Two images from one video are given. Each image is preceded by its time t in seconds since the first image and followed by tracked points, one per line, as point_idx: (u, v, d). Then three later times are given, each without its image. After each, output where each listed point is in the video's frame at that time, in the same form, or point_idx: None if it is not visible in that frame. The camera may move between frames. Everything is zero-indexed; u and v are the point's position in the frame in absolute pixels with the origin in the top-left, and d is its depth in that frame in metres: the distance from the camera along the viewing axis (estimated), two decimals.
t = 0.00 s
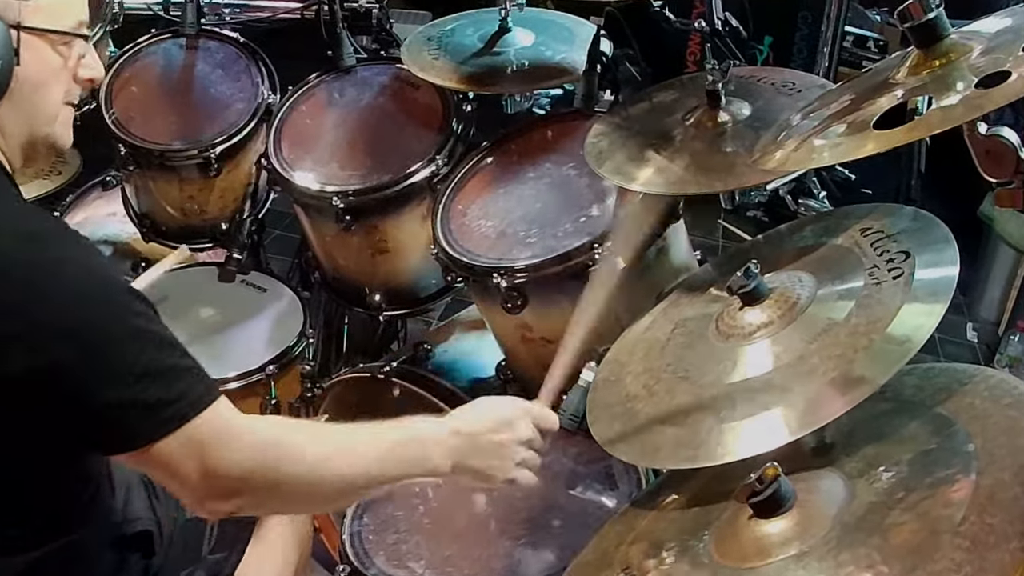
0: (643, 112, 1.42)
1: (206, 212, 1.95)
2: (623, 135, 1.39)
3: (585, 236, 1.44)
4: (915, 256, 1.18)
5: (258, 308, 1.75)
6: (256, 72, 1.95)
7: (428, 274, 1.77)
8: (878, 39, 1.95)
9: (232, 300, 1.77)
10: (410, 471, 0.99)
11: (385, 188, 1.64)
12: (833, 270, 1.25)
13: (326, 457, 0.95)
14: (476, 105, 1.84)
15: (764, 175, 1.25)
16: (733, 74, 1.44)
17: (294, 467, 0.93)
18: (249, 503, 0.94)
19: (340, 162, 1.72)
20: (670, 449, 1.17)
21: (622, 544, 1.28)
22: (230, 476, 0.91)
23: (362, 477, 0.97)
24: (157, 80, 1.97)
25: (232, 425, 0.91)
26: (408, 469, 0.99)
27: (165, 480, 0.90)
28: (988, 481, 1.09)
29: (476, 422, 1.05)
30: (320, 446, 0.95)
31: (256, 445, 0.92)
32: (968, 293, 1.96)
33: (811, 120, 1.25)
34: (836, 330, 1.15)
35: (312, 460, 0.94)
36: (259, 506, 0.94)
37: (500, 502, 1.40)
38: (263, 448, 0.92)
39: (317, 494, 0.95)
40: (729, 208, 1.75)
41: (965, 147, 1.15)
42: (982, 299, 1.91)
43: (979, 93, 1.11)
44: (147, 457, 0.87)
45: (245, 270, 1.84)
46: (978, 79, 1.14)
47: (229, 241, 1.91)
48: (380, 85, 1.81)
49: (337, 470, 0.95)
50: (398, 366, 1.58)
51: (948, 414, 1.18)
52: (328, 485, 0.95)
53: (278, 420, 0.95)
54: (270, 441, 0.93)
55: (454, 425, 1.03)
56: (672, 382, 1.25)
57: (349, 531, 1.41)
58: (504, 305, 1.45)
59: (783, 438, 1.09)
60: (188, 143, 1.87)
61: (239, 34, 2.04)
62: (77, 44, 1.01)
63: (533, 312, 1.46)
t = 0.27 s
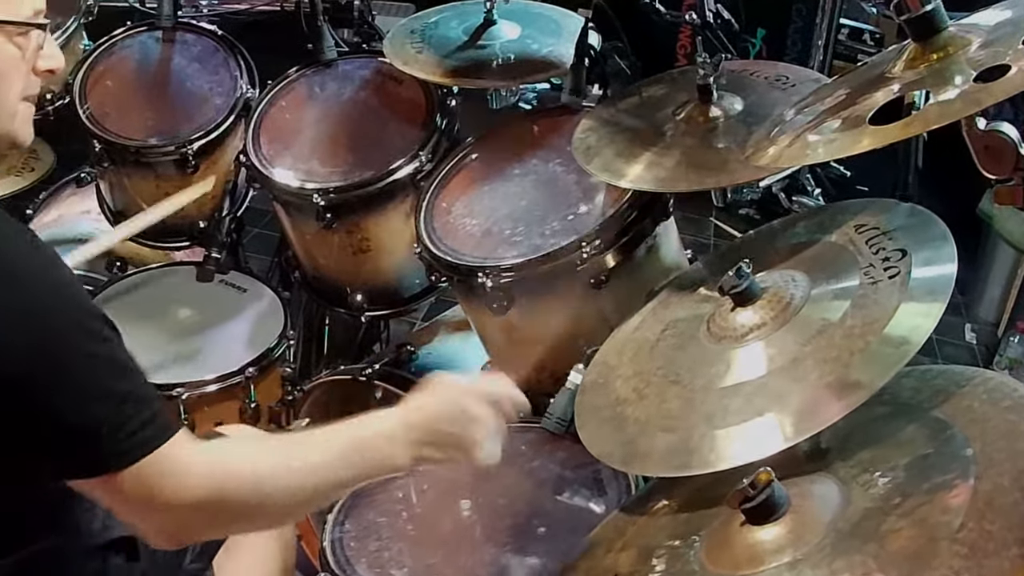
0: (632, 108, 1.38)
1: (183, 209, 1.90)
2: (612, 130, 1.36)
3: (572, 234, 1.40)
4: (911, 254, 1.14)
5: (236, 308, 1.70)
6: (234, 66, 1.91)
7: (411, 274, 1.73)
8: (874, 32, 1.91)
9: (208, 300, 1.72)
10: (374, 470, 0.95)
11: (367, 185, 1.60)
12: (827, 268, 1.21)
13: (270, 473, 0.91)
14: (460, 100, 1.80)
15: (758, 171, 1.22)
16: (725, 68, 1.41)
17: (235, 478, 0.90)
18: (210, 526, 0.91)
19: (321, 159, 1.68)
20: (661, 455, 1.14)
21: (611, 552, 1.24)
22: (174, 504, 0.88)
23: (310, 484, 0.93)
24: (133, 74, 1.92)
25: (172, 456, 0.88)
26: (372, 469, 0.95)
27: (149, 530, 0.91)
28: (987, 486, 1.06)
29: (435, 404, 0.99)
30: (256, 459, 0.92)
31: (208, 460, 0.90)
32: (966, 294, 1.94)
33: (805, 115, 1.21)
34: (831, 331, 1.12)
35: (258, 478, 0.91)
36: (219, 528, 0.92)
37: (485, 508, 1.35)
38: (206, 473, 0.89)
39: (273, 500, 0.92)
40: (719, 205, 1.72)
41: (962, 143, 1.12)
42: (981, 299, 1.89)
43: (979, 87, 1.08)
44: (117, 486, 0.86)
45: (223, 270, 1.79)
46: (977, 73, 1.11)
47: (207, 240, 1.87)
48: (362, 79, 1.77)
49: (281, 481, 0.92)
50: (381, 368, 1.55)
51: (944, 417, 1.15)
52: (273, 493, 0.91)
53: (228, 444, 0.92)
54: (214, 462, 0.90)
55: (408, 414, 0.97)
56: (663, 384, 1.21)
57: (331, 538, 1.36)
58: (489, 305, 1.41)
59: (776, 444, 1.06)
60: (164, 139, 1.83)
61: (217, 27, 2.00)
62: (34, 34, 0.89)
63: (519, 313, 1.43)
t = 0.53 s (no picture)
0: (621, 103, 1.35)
1: (160, 207, 1.87)
2: (600, 126, 1.32)
3: (559, 232, 1.37)
4: (909, 255, 1.11)
5: (213, 308, 1.67)
6: (212, 60, 1.87)
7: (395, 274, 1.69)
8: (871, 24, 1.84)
9: (185, 300, 1.69)
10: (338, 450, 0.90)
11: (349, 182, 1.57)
12: (822, 268, 1.17)
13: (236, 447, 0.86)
14: (446, 94, 1.77)
15: (751, 167, 1.19)
16: (717, 61, 1.37)
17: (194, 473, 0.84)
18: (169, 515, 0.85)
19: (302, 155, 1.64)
20: (652, 466, 1.11)
21: (600, 559, 1.20)
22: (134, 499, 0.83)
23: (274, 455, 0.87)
24: (108, 67, 1.88)
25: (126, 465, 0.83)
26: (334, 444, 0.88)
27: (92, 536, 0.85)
28: (986, 491, 1.03)
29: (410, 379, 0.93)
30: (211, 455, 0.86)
31: (159, 448, 0.84)
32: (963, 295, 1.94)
33: (798, 110, 1.18)
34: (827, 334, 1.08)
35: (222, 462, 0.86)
36: (180, 529, 0.86)
37: (470, 514, 1.31)
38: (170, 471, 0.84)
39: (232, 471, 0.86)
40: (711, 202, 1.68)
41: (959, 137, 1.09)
42: (979, 299, 1.90)
43: (978, 81, 1.05)
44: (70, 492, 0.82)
45: (200, 269, 1.75)
46: (976, 67, 1.08)
47: (184, 239, 1.85)
48: (344, 73, 1.73)
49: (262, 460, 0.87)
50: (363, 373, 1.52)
51: (943, 421, 1.12)
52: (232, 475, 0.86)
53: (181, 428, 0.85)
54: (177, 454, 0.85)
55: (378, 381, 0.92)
56: (653, 387, 1.18)
57: (312, 544, 1.32)
58: (474, 306, 1.37)
59: (766, 460, 1.03)
60: (140, 136, 1.79)
61: (195, 20, 1.96)
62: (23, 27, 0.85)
63: (505, 314, 1.39)
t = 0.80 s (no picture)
0: (611, 98, 1.32)
1: (137, 205, 1.82)
2: (589, 121, 1.29)
3: (546, 232, 1.35)
4: (904, 250, 1.08)
5: (192, 309, 1.63)
6: (190, 53, 1.83)
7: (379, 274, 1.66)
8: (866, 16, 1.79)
9: (165, 301, 1.65)
10: (307, 435, 0.96)
11: (331, 179, 1.53)
12: (816, 267, 1.14)
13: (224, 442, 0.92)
14: (431, 88, 1.73)
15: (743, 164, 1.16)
16: (709, 55, 1.34)
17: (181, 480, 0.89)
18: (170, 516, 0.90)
19: (282, 151, 1.61)
20: (640, 463, 1.08)
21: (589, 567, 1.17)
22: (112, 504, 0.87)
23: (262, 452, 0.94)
24: (84, 61, 1.84)
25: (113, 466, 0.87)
26: (305, 428, 0.96)
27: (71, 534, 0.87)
28: (985, 497, 1.01)
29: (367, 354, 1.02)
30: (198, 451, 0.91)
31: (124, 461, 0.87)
32: (963, 295, 1.95)
33: (792, 105, 1.15)
34: (819, 332, 1.05)
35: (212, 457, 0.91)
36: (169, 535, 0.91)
37: (455, 520, 1.28)
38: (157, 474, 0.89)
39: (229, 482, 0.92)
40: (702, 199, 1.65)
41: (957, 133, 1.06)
42: (978, 300, 1.91)
43: (977, 75, 1.02)
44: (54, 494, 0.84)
45: (179, 268, 1.71)
46: (974, 61, 1.05)
47: (162, 236, 1.80)
48: (326, 67, 1.69)
49: (249, 459, 0.92)
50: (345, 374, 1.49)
51: (941, 424, 1.09)
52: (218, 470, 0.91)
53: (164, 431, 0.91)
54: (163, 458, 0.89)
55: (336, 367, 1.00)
56: (643, 390, 1.14)
57: (293, 551, 1.28)
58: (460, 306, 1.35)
59: (767, 445, 1.00)
60: (117, 131, 1.75)
61: (173, 12, 1.91)
62: None
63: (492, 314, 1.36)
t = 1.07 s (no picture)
0: (600, 93, 1.29)
1: (114, 202, 1.78)
2: (578, 117, 1.26)
3: (535, 231, 1.30)
4: (903, 255, 1.05)
5: (171, 309, 1.59)
6: (168, 47, 1.79)
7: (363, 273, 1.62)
8: (862, 8, 1.76)
9: (142, 301, 1.61)
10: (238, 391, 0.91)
11: (313, 175, 1.50)
12: (813, 267, 1.11)
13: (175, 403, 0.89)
14: (415, 83, 1.69)
15: (736, 161, 1.13)
16: (701, 49, 1.31)
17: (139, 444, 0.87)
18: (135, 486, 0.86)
19: (263, 147, 1.57)
20: (631, 476, 1.05)
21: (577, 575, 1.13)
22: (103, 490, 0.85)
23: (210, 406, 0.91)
24: (60, 55, 1.80)
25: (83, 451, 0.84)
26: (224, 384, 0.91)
27: (54, 528, 0.84)
28: (984, 502, 0.98)
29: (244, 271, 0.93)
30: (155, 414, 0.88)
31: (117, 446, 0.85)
32: (962, 295, 1.80)
33: (787, 101, 1.12)
34: (818, 342, 1.03)
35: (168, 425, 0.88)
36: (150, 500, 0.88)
37: (440, 526, 1.24)
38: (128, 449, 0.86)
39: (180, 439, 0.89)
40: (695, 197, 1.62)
41: (957, 129, 1.03)
42: (977, 300, 1.76)
43: (976, 70, 1.00)
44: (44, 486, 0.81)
45: (157, 268, 1.67)
46: (974, 55, 1.02)
47: (139, 234, 1.77)
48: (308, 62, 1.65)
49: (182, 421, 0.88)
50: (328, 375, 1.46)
51: (940, 429, 1.06)
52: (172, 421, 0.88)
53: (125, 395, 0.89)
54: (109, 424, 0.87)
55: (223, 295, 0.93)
56: (632, 392, 1.11)
57: (274, 558, 1.24)
58: (446, 306, 1.31)
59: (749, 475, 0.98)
60: (93, 128, 1.71)
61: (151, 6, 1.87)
62: None
63: (478, 315, 1.32)
